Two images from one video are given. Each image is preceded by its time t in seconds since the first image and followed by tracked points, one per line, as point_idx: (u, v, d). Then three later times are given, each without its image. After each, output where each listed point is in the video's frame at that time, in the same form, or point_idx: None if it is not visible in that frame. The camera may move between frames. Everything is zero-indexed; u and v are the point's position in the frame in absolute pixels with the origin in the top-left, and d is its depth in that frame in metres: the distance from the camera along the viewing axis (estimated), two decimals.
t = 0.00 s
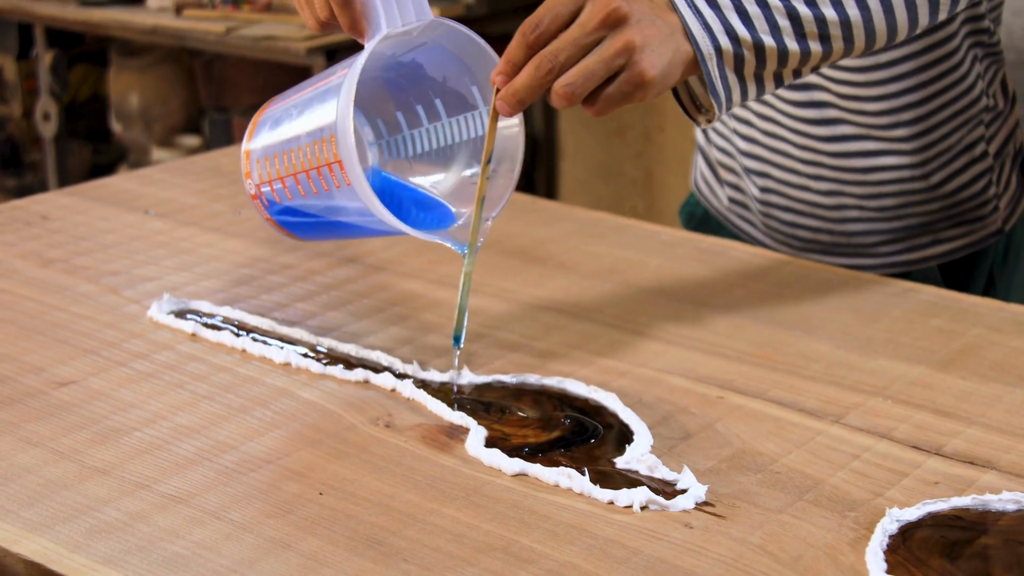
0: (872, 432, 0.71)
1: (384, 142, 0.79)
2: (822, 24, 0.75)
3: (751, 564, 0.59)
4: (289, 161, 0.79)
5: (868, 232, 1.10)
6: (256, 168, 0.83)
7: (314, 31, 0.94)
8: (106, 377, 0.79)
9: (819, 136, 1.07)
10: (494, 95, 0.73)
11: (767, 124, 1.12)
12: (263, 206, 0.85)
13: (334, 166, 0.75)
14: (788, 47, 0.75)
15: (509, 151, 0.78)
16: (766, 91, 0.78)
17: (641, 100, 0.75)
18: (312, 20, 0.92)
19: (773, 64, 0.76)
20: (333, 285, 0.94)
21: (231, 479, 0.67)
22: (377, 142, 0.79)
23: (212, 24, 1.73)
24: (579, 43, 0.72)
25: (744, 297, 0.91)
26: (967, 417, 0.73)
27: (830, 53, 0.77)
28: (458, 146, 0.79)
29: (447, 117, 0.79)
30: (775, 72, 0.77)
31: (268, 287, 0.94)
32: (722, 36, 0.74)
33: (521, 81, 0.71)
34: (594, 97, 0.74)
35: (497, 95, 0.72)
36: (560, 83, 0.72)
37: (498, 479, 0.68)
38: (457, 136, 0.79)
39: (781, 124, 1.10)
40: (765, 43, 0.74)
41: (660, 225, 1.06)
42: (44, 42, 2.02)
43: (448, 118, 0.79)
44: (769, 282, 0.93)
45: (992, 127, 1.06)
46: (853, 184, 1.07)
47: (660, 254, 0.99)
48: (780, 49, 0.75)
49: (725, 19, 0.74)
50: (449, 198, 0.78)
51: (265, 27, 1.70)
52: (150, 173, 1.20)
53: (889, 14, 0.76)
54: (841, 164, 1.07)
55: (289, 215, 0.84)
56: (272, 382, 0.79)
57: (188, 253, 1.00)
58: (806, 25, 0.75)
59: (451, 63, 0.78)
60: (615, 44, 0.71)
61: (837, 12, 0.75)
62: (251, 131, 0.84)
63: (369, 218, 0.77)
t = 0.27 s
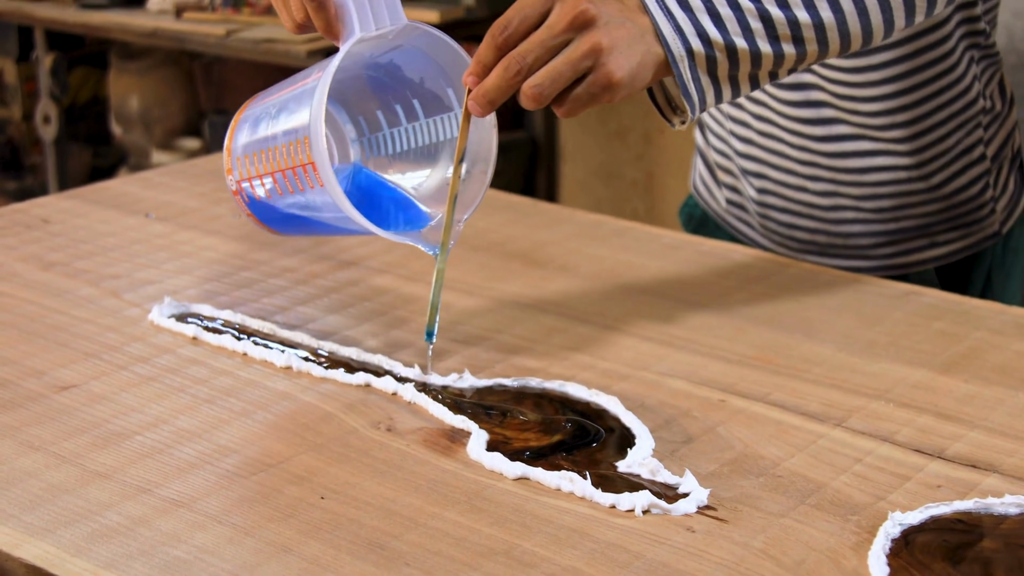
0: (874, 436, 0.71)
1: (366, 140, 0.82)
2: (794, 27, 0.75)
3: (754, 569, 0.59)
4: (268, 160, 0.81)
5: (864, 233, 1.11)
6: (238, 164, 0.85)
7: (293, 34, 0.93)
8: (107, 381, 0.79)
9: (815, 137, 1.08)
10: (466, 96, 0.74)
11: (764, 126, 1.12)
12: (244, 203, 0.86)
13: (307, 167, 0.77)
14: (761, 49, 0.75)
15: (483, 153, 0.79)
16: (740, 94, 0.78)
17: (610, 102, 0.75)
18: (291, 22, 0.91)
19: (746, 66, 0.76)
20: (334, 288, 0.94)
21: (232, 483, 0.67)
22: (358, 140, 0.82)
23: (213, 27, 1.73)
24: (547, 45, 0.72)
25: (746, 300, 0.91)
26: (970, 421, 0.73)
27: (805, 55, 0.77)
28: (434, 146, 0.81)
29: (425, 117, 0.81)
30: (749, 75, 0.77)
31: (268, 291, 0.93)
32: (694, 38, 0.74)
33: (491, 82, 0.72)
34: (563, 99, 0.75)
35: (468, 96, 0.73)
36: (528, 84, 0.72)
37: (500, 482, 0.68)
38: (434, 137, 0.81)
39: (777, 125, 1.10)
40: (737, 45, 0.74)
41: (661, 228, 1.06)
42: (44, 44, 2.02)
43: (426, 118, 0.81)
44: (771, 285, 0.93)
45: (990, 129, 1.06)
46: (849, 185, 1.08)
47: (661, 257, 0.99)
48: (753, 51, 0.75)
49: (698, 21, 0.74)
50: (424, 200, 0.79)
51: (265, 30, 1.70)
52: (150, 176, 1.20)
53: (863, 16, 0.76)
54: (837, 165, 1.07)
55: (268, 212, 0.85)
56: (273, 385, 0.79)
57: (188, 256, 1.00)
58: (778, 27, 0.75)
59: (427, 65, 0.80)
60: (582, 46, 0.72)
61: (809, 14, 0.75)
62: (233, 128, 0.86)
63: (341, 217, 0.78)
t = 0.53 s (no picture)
0: (878, 440, 0.71)
1: (355, 141, 0.84)
2: (777, 33, 0.76)
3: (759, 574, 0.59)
4: (256, 161, 0.82)
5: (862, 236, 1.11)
6: (228, 164, 0.86)
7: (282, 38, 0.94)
8: (110, 385, 0.79)
9: (813, 138, 1.08)
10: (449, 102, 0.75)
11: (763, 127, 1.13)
12: (234, 202, 0.87)
13: (293, 170, 0.78)
14: (743, 55, 0.76)
15: (469, 157, 0.81)
16: (726, 100, 0.79)
17: (591, 108, 0.76)
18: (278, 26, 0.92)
19: (728, 73, 0.76)
20: (338, 292, 0.94)
21: (236, 487, 0.67)
22: (349, 140, 0.84)
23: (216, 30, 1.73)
24: (527, 52, 0.73)
25: (749, 304, 0.91)
26: (974, 425, 0.73)
27: (788, 61, 0.77)
28: (422, 149, 0.82)
29: (412, 120, 0.82)
30: (733, 81, 0.77)
31: (272, 295, 0.94)
32: (675, 45, 0.75)
33: (472, 89, 0.73)
34: (544, 105, 0.76)
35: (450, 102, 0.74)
36: (508, 90, 0.74)
37: (504, 487, 0.68)
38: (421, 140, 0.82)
39: (775, 127, 1.11)
40: (719, 52, 0.75)
41: (663, 232, 1.06)
42: (47, 48, 2.03)
43: (413, 122, 0.82)
44: (775, 289, 0.93)
45: (988, 133, 1.07)
46: (846, 186, 1.08)
47: (664, 261, 0.99)
48: (734, 57, 0.76)
49: (679, 28, 0.75)
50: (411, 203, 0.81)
51: (268, 34, 1.70)
52: (154, 180, 1.20)
53: (846, 22, 0.76)
54: (834, 166, 1.08)
55: (258, 212, 0.86)
56: (277, 389, 0.79)
57: (192, 260, 1.00)
58: (760, 34, 0.76)
59: (415, 70, 0.81)
60: (563, 53, 0.73)
61: (792, 21, 0.76)
62: (223, 130, 0.87)
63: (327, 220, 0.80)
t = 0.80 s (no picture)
0: (882, 445, 0.71)
1: (350, 143, 0.84)
2: (762, 37, 0.77)
3: None
4: (248, 163, 0.83)
5: (861, 239, 1.11)
6: (221, 166, 0.87)
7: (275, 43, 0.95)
8: (115, 389, 0.79)
9: (810, 142, 1.09)
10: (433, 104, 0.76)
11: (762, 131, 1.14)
12: (227, 204, 0.88)
13: (283, 171, 0.79)
14: (728, 59, 0.77)
15: (458, 159, 0.82)
16: (711, 102, 0.80)
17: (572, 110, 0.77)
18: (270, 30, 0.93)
19: (713, 76, 0.77)
20: (342, 296, 0.95)
21: (240, 490, 0.67)
22: (343, 143, 0.84)
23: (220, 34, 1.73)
24: (510, 54, 0.74)
25: (754, 309, 0.91)
26: (978, 430, 0.73)
27: (774, 65, 0.78)
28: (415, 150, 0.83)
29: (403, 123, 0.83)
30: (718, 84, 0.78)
31: (276, 299, 0.94)
32: (659, 48, 0.76)
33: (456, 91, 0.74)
34: (527, 107, 0.77)
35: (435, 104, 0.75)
36: (491, 92, 0.74)
37: (508, 491, 0.68)
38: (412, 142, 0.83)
39: (773, 131, 1.12)
40: (703, 55, 0.76)
41: (667, 237, 1.06)
42: (52, 51, 2.05)
43: (405, 124, 0.83)
44: (779, 294, 0.93)
45: (986, 138, 1.07)
46: (844, 189, 1.09)
47: (668, 265, 0.99)
48: (719, 60, 0.77)
49: (664, 32, 0.76)
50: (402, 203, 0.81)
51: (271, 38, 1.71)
52: (158, 184, 1.20)
53: (831, 26, 0.77)
54: (832, 170, 1.08)
55: (250, 213, 0.87)
56: (281, 393, 0.79)
57: (196, 263, 1.00)
58: (745, 37, 0.77)
59: (406, 73, 0.82)
60: (545, 55, 0.74)
61: (776, 25, 0.77)
62: (217, 133, 0.88)
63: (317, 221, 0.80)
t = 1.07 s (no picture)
0: (888, 449, 0.71)
1: (346, 145, 0.86)
2: (749, 39, 0.78)
3: None
4: (243, 164, 0.85)
5: (860, 242, 1.12)
6: (218, 167, 0.89)
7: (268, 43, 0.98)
8: (121, 391, 0.79)
9: (809, 146, 1.09)
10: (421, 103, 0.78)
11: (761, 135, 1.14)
12: (224, 203, 0.90)
13: (275, 172, 0.81)
14: (715, 60, 0.78)
15: (450, 160, 0.84)
16: (700, 103, 0.81)
17: (558, 111, 0.78)
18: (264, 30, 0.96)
19: (700, 76, 0.79)
20: (347, 299, 0.95)
21: (246, 493, 0.67)
22: (338, 145, 0.86)
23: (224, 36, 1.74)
24: (496, 54, 0.76)
25: (759, 313, 0.91)
26: (984, 435, 0.73)
27: (762, 66, 0.79)
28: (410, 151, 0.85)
29: (396, 124, 0.85)
30: (707, 85, 0.79)
31: (281, 301, 0.94)
32: (646, 49, 0.77)
33: (442, 91, 0.76)
34: (513, 107, 0.78)
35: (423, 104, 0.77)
36: (477, 92, 0.76)
37: (514, 494, 0.68)
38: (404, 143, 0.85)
39: (773, 134, 1.12)
40: (690, 56, 0.77)
41: (672, 240, 1.06)
42: (57, 53, 2.04)
43: (398, 126, 0.85)
44: (785, 298, 0.93)
45: (986, 141, 1.08)
46: (843, 193, 1.09)
47: (673, 269, 1.00)
48: (706, 61, 0.78)
49: (651, 33, 0.77)
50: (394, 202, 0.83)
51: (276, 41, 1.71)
52: (164, 186, 1.20)
53: (819, 28, 0.78)
54: (831, 174, 1.09)
55: (246, 213, 0.89)
56: (287, 396, 0.79)
57: (202, 266, 1.00)
58: (732, 39, 0.78)
59: (398, 75, 0.84)
60: (530, 55, 0.75)
61: (764, 26, 0.77)
62: (214, 134, 0.90)
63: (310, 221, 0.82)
